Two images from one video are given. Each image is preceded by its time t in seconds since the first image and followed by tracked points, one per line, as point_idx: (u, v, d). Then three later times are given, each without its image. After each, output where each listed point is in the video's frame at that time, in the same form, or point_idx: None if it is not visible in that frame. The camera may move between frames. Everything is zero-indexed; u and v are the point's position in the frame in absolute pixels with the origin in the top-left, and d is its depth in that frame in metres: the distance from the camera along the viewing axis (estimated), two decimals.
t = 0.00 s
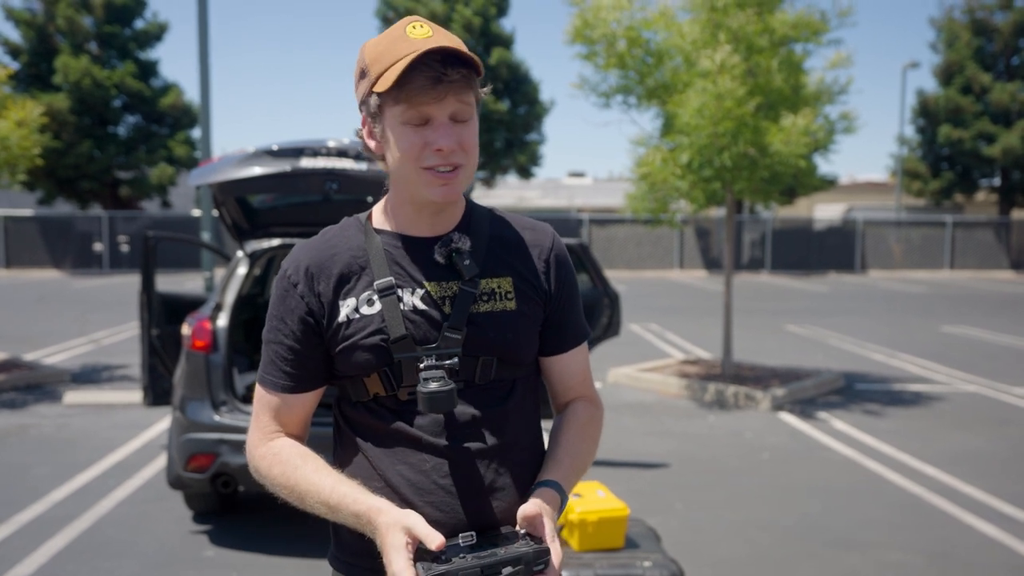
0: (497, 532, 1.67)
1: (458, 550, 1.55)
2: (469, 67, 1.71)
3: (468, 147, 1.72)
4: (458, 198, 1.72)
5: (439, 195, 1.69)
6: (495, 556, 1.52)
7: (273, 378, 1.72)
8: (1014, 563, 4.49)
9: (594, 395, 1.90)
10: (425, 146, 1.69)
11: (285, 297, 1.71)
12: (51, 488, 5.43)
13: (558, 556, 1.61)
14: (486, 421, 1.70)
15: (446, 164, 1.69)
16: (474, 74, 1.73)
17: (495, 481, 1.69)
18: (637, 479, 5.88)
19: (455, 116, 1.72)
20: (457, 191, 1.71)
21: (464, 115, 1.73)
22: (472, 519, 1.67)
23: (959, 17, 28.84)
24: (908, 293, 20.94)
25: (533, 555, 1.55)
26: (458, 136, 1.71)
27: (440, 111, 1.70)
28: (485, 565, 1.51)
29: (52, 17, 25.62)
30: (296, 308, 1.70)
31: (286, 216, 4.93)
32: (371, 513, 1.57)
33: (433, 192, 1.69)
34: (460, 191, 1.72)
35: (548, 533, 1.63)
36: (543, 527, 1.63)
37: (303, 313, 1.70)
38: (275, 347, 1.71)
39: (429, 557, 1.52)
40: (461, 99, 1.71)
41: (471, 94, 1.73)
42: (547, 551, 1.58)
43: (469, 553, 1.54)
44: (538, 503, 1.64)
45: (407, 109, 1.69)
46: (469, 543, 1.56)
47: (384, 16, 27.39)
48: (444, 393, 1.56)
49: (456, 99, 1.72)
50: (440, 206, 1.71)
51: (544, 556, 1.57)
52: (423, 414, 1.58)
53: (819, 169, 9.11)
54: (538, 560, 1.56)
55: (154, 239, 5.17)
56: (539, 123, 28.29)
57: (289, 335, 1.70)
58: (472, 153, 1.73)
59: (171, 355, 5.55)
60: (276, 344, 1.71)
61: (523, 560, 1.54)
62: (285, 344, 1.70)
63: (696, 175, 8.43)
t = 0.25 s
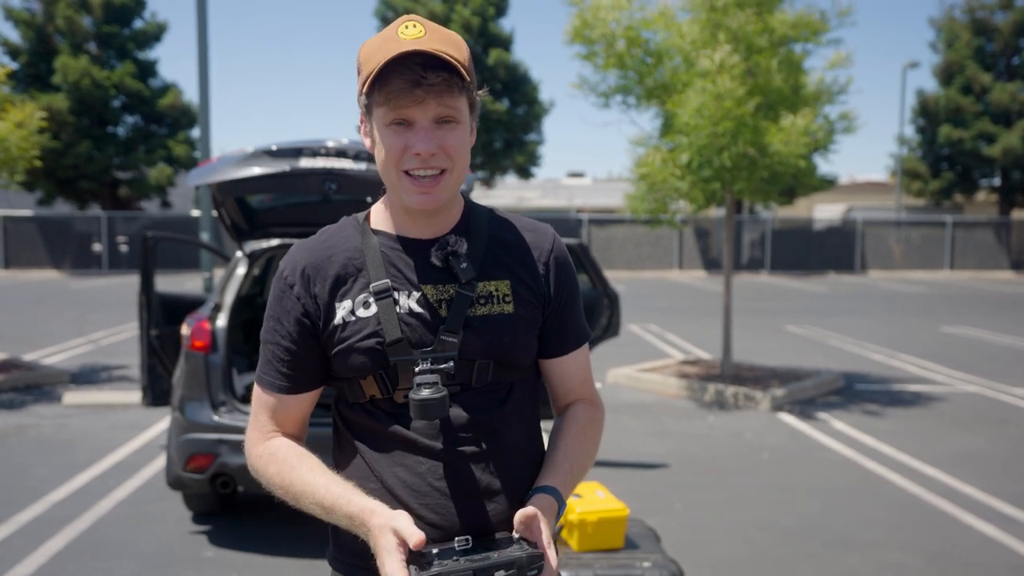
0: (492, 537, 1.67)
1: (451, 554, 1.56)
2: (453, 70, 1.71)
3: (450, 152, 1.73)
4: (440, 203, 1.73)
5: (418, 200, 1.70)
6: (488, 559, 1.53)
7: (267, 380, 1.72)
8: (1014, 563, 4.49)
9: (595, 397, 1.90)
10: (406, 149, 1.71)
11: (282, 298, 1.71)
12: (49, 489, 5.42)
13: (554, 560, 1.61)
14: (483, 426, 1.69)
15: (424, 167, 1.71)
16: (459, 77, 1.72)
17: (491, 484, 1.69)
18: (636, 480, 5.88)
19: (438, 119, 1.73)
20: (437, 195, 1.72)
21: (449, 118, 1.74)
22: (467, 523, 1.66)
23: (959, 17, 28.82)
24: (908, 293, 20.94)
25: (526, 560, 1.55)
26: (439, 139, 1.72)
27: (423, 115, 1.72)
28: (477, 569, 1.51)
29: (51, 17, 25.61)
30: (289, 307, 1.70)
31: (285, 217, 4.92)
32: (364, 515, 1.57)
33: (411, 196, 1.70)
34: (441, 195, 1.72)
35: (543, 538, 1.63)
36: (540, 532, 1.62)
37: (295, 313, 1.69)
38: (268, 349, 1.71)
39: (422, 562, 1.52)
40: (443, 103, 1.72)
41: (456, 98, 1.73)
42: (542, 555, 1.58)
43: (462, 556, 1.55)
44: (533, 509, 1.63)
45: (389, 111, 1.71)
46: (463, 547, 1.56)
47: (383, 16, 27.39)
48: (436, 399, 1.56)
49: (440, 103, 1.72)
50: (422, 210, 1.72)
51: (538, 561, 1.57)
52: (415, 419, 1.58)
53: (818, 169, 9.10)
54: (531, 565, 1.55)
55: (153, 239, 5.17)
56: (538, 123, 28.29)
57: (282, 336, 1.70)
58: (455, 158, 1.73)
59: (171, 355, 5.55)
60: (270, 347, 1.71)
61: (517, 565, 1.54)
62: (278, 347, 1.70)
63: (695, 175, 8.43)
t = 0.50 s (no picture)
0: (491, 539, 1.67)
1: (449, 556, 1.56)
2: (449, 73, 1.70)
3: (448, 155, 1.72)
4: (439, 207, 1.73)
5: (416, 203, 1.71)
6: (486, 559, 1.54)
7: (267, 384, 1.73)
8: (1014, 563, 4.49)
9: (598, 398, 1.90)
10: (403, 154, 1.71)
11: (281, 298, 1.71)
12: (49, 489, 5.43)
13: (553, 561, 1.61)
14: (482, 426, 1.69)
15: (422, 172, 1.71)
16: (457, 82, 1.71)
17: (491, 486, 1.69)
18: (636, 480, 5.88)
19: (436, 123, 1.72)
20: (435, 199, 1.72)
21: (448, 121, 1.73)
22: (466, 524, 1.67)
23: (960, 17, 28.80)
24: (909, 293, 20.94)
25: (525, 560, 1.55)
26: (436, 144, 1.72)
27: (420, 120, 1.71)
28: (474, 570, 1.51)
29: (51, 17, 25.62)
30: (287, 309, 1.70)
31: (285, 217, 4.92)
32: (352, 507, 1.57)
33: (409, 200, 1.71)
34: (440, 200, 1.73)
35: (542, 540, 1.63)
36: (538, 534, 1.62)
37: (293, 316, 1.70)
38: (269, 353, 1.71)
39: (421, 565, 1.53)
40: (440, 107, 1.72)
41: (453, 101, 1.73)
42: (540, 556, 1.58)
43: (460, 557, 1.56)
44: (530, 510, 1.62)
45: (386, 114, 1.72)
46: (462, 547, 1.57)
47: (383, 16, 27.39)
48: (433, 401, 1.56)
49: (437, 108, 1.72)
50: (421, 213, 1.73)
51: (537, 562, 1.57)
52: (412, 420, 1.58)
53: (819, 169, 9.10)
54: (531, 566, 1.56)
55: (153, 239, 5.16)
56: (538, 123, 28.29)
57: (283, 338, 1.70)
58: (454, 161, 1.73)
59: (171, 355, 5.55)
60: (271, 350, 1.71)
61: (515, 566, 1.54)
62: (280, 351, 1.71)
63: (695, 175, 8.43)
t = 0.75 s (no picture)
0: (491, 539, 1.67)
1: (446, 558, 1.57)
2: (441, 85, 1.69)
3: (444, 166, 1.72)
4: (435, 217, 1.73)
5: (412, 215, 1.71)
6: (485, 561, 1.54)
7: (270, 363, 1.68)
8: (1014, 563, 4.49)
9: (599, 398, 1.89)
10: (398, 166, 1.69)
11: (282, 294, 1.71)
12: (49, 488, 5.43)
13: (552, 563, 1.62)
14: (482, 426, 1.69)
15: (418, 184, 1.70)
16: (448, 94, 1.70)
17: (491, 487, 1.69)
18: (636, 480, 5.88)
19: (430, 134, 1.71)
20: (432, 210, 1.72)
21: (442, 131, 1.72)
22: (466, 524, 1.67)
23: (959, 17, 28.81)
24: (908, 293, 20.95)
25: (524, 562, 1.56)
26: (431, 155, 1.71)
27: (414, 131, 1.70)
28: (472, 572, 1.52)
29: (51, 17, 25.62)
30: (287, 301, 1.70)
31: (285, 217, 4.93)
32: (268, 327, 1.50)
33: (406, 212, 1.72)
34: (435, 208, 1.72)
35: (541, 542, 1.64)
36: (536, 536, 1.62)
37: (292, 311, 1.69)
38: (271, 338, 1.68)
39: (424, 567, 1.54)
40: (434, 119, 1.71)
41: (447, 113, 1.72)
42: (540, 559, 1.58)
43: (459, 559, 1.56)
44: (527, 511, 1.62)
45: (379, 127, 1.70)
46: (461, 547, 1.59)
47: (383, 16, 27.41)
48: (432, 401, 1.55)
49: (431, 120, 1.71)
50: (417, 223, 1.73)
51: (536, 565, 1.58)
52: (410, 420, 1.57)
53: (819, 169, 9.10)
54: (530, 568, 1.56)
55: (152, 239, 5.16)
56: (538, 123, 28.29)
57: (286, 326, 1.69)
58: (450, 172, 1.73)
59: (171, 355, 5.55)
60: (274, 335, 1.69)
61: (514, 567, 1.55)
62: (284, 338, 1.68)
63: (695, 175, 8.43)
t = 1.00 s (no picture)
0: (493, 539, 1.68)
1: (447, 560, 1.57)
2: (437, 77, 1.68)
3: (442, 158, 1.72)
4: (433, 207, 1.72)
5: (412, 206, 1.71)
6: (488, 562, 1.55)
7: (270, 327, 1.61)
8: (1014, 563, 4.50)
9: (599, 397, 1.90)
10: (396, 160, 1.69)
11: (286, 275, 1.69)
12: (49, 488, 5.42)
13: (555, 563, 1.62)
14: (483, 425, 1.70)
15: (416, 176, 1.70)
16: (445, 86, 1.69)
17: (492, 486, 1.69)
18: (636, 479, 5.88)
19: (426, 128, 1.71)
20: (431, 201, 1.72)
21: (440, 124, 1.72)
22: (468, 524, 1.67)
23: (958, 17, 28.81)
24: (907, 292, 20.97)
25: (526, 563, 1.56)
26: (429, 147, 1.71)
27: (411, 125, 1.70)
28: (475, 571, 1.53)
29: (50, 17, 25.60)
30: (292, 278, 1.68)
31: (285, 216, 4.93)
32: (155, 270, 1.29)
33: (405, 203, 1.71)
34: (436, 201, 1.73)
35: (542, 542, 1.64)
36: (538, 536, 1.62)
37: (297, 289, 1.66)
38: (272, 306, 1.64)
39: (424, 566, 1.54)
40: (430, 110, 1.70)
41: (445, 105, 1.71)
42: (542, 559, 1.59)
43: (461, 559, 1.57)
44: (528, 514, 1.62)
45: (377, 121, 1.70)
46: (463, 548, 1.59)
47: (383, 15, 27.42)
48: (434, 399, 1.56)
49: (428, 110, 1.70)
50: (416, 214, 1.73)
51: (538, 565, 1.58)
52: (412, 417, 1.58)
53: (818, 169, 9.11)
54: (532, 569, 1.57)
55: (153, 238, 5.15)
56: (538, 122, 28.31)
57: (292, 295, 1.66)
58: (448, 163, 1.73)
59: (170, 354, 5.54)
60: (278, 301, 1.64)
61: (516, 568, 1.55)
62: (288, 307, 1.64)
63: (694, 174, 8.43)
